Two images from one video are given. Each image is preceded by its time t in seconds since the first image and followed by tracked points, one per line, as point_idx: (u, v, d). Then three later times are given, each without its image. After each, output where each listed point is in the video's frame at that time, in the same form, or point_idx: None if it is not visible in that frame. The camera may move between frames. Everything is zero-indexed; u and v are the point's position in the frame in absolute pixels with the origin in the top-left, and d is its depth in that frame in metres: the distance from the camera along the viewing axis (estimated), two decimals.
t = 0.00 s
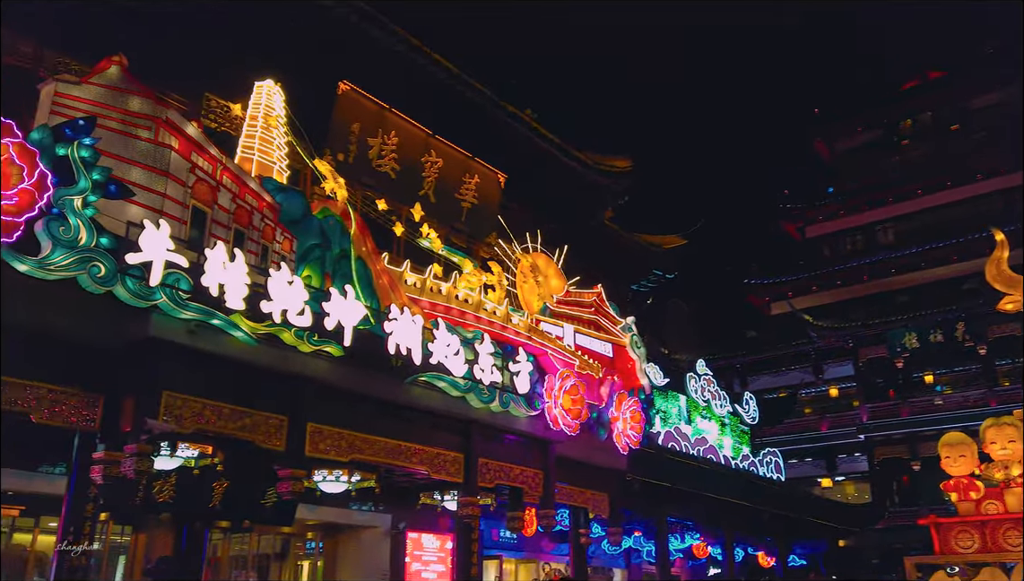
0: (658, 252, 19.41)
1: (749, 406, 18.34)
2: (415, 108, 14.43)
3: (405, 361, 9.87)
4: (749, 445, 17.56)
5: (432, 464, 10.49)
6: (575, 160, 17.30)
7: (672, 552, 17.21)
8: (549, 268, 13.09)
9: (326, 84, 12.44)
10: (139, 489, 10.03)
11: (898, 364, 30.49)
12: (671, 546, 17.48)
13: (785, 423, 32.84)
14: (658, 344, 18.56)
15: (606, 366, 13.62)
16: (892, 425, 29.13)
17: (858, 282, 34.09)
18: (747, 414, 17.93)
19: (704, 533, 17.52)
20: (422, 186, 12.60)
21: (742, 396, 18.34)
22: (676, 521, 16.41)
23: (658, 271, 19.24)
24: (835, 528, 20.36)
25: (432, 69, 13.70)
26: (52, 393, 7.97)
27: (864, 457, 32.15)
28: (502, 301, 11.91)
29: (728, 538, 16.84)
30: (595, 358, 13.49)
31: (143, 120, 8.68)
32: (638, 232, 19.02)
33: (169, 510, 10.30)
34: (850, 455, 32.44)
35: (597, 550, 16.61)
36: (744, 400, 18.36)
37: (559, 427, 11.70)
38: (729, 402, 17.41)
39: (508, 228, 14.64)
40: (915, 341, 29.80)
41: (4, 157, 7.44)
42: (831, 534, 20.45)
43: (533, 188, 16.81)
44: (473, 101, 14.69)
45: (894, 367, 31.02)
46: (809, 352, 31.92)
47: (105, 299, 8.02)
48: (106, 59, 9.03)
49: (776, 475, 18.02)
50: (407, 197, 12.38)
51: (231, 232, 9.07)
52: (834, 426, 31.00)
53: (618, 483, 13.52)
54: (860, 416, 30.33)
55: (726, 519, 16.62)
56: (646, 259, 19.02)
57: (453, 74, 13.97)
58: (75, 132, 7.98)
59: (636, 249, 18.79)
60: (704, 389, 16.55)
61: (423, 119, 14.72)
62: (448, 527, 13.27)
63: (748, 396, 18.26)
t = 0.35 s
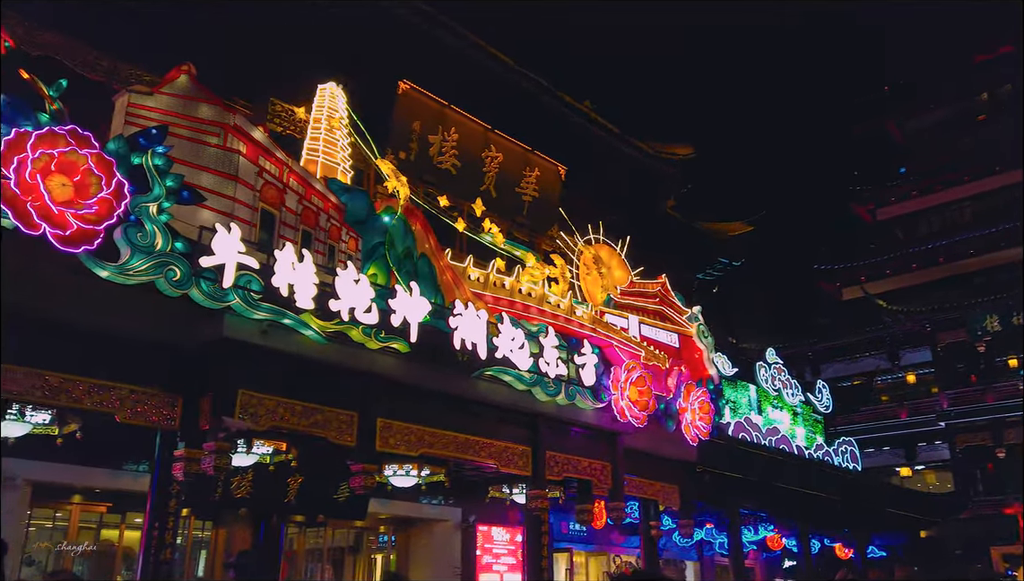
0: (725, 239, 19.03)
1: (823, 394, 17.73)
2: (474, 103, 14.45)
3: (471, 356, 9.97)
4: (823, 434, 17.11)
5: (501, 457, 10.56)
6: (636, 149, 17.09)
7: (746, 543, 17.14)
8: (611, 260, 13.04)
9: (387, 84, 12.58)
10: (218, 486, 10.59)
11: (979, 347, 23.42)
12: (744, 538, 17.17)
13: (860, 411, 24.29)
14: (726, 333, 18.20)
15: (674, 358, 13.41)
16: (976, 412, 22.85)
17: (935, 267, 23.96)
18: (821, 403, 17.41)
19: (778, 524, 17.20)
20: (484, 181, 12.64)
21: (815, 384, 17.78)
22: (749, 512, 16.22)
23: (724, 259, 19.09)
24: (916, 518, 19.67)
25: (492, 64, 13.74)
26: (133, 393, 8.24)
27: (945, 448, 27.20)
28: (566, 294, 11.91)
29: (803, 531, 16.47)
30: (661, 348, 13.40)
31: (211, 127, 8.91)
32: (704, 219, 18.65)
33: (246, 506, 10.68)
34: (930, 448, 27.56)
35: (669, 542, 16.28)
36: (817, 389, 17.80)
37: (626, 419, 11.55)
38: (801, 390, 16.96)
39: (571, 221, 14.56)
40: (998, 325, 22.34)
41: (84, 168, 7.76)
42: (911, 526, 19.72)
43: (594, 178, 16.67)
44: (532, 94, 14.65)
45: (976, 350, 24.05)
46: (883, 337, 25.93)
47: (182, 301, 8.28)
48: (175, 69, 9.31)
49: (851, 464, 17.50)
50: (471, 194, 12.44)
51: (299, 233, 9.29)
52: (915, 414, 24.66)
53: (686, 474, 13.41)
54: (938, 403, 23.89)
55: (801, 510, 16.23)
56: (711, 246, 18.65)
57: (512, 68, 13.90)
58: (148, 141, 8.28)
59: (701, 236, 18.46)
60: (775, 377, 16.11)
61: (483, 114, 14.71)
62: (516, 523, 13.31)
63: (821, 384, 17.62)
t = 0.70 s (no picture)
0: (780, 226, 18.61)
1: (885, 381, 17.44)
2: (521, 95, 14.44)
3: (524, 349, 9.96)
4: (887, 423, 16.67)
5: (556, 449, 10.66)
6: (685, 136, 16.84)
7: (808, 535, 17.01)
8: (664, 250, 12.89)
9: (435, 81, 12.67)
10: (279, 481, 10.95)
11: None
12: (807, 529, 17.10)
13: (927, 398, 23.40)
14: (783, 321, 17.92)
15: (728, 348, 13.41)
16: None
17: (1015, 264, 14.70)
18: (883, 391, 17.04)
19: (841, 515, 16.94)
20: (533, 174, 12.64)
21: (877, 372, 17.51)
22: (810, 504, 16.14)
23: (778, 247, 18.76)
24: (985, 509, 19.07)
25: (538, 56, 13.71)
26: (196, 390, 8.46)
27: (1018, 433, 26.74)
28: (618, 285, 11.84)
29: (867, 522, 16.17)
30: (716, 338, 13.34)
31: (266, 129, 9.06)
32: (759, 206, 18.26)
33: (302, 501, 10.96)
34: (1001, 431, 26.95)
35: (729, 534, 16.41)
36: (879, 376, 17.45)
37: (682, 410, 11.50)
38: (862, 378, 16.62)
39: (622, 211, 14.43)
40: None
41: (145, 172, 7.84)
42: (979, 516, 19.15)
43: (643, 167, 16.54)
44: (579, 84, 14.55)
45: None
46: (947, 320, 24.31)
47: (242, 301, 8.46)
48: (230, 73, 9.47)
49: (918, 454, 17.00)
50: (520, 187, 12.47)
51: (353, 231, 9.39)
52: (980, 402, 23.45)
53: (745, 464, 13.27)
54: None
55: (864, 501, 15.88)
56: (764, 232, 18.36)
57: (558, 58, 13.84)
58: (205, 144, 8.37)
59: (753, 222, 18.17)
60: (835, 365, 15.84)
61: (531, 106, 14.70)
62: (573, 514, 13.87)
63: (883, 371, 17.37)
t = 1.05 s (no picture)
0: (827, 212, 18.23)
1: (936, 369, 17.12)
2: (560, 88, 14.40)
3: (566, 342, 10.01)
4: (937, 412, 16.41)
5: (599, 442, 10.70)
6: (726, 125, 16.61)
7: (858, 527, 16.89)
8: (706, 241, 12.77)
9: (473, 76, 12.70)
10: (327, 475, 11.36)
11: None
12: (856, 522, 17.02)
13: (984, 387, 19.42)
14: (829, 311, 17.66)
15: (774, 338, 13.19)
16: None
17: None
18: (933, 379, 16.74)
19: (892, 506, 16.74)
20: (572, 167, 12.59)
21: (927, 360, 17.20)
22: (858, 496, 16.06)
23: (823, 235, 18.70)
24: None
25: (574, 48, 13.64)
26: (244, 387, 8.58)
27: None
28: (659, 277, 11.75)
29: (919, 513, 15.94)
30: (761, 329, 13.24)
31: (307, 128, 9.17)
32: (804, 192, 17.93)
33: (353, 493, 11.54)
34: None
35: (777, 526, 16.37)
36: (929, 365, 17.13)
37: (727, 402, 11.42)
38: (912, 367, 16.35)
39: (662, 202, 14.34)
40: None
41: (191, 174, 7.92)
42: None
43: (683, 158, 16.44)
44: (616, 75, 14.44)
45: None
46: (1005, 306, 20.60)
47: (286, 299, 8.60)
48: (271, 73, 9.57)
49: (971, 443, 16.67)
50: (561, 180, 12.43)
51: (394, 228, 9.55)
52: None
53: (794, 456, 13.17)
54: None
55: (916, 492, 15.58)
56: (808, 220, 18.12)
57: (595, 48, 13.76)
58: (248, 145, 8.47)
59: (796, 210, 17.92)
60: (883, 355, 15.60)
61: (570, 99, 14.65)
62: (616, 508, 14.17)
63: (934, 359, 17.03)
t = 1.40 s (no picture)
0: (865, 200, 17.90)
1: (978, 359, 16.77)
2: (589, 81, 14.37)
3: (599, 336, 9.94)
4: (980, 403, 16.13)
5: (633, 436, 10.75)
6: (758, 114, 16.42)
7: (900, 519, 16.69)
8: (740, 232, 12.64)
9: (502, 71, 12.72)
10: (361, 469, 11.38)
11: None
12: (896, 515, 16.70)
13: None
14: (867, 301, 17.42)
15: (810, 330, 13.03)
16: None
17: None
18: (975, 369, 16.44)
19: (934, 499, 16.52)
20: (604, 160, 12.52)
21: (969, 350, 16.89)
22: (899, 489, 15.89)
23: (861, 224, 17.97)
24: None
25: (604, 40, 13.58)
26: (280, 383, 8.67)
27: None
28: (693, 269, 11.66)
29: (962, 506, 15.69)
30: (796, 320, 13.17)
31: (339, 126, 9.24)
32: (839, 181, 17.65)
33: (388, 487, 11.54)
34: None
35: (815, 519, 16.33)
36: (971, 355, 16.80)
37: (763, 393, 11.31)
38: (952, 356, 16.08)
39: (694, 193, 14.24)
40: None
41: (226, 173, 7.99)
42: None
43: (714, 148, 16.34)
44: (646, 66, 14.36)
45: None
46: None
47: (321, 295, 8.69)
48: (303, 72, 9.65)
49: (1014, 434, 16.35)
50: (592, 173, 12.38)
51: (425, 224, 9.55)
52: None
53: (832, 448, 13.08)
54: None
55: (959, 484, 15.31)
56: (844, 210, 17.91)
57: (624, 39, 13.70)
58: (282, 144, 8.50)
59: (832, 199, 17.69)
60: (923, 344, 15.33)
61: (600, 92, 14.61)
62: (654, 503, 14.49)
63: (976, 349, 16.71)
